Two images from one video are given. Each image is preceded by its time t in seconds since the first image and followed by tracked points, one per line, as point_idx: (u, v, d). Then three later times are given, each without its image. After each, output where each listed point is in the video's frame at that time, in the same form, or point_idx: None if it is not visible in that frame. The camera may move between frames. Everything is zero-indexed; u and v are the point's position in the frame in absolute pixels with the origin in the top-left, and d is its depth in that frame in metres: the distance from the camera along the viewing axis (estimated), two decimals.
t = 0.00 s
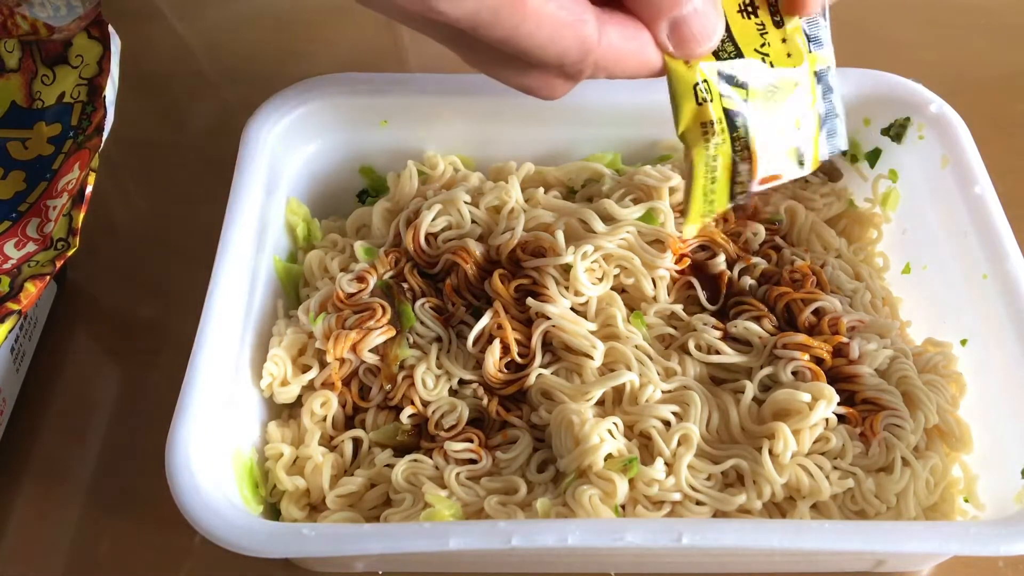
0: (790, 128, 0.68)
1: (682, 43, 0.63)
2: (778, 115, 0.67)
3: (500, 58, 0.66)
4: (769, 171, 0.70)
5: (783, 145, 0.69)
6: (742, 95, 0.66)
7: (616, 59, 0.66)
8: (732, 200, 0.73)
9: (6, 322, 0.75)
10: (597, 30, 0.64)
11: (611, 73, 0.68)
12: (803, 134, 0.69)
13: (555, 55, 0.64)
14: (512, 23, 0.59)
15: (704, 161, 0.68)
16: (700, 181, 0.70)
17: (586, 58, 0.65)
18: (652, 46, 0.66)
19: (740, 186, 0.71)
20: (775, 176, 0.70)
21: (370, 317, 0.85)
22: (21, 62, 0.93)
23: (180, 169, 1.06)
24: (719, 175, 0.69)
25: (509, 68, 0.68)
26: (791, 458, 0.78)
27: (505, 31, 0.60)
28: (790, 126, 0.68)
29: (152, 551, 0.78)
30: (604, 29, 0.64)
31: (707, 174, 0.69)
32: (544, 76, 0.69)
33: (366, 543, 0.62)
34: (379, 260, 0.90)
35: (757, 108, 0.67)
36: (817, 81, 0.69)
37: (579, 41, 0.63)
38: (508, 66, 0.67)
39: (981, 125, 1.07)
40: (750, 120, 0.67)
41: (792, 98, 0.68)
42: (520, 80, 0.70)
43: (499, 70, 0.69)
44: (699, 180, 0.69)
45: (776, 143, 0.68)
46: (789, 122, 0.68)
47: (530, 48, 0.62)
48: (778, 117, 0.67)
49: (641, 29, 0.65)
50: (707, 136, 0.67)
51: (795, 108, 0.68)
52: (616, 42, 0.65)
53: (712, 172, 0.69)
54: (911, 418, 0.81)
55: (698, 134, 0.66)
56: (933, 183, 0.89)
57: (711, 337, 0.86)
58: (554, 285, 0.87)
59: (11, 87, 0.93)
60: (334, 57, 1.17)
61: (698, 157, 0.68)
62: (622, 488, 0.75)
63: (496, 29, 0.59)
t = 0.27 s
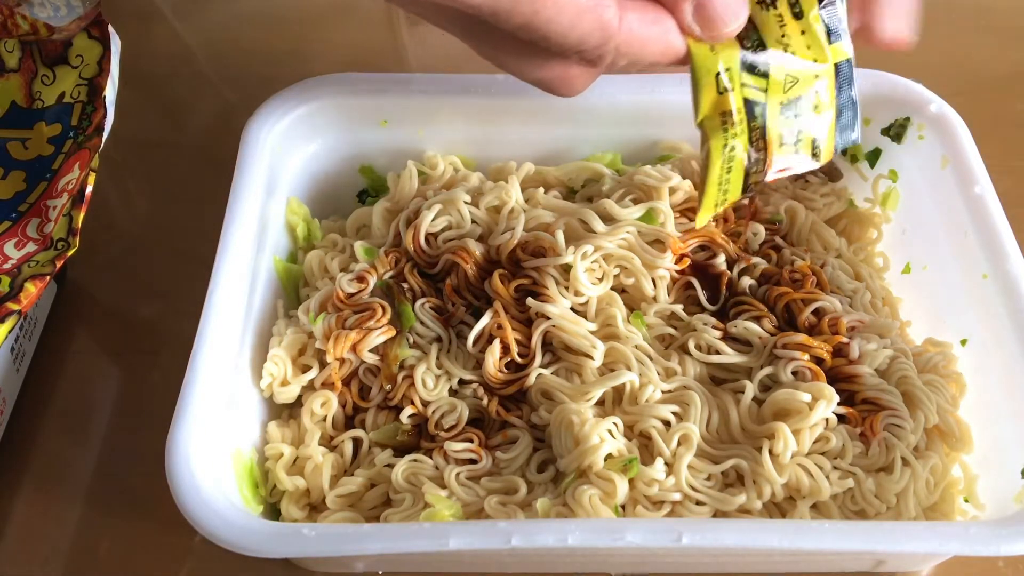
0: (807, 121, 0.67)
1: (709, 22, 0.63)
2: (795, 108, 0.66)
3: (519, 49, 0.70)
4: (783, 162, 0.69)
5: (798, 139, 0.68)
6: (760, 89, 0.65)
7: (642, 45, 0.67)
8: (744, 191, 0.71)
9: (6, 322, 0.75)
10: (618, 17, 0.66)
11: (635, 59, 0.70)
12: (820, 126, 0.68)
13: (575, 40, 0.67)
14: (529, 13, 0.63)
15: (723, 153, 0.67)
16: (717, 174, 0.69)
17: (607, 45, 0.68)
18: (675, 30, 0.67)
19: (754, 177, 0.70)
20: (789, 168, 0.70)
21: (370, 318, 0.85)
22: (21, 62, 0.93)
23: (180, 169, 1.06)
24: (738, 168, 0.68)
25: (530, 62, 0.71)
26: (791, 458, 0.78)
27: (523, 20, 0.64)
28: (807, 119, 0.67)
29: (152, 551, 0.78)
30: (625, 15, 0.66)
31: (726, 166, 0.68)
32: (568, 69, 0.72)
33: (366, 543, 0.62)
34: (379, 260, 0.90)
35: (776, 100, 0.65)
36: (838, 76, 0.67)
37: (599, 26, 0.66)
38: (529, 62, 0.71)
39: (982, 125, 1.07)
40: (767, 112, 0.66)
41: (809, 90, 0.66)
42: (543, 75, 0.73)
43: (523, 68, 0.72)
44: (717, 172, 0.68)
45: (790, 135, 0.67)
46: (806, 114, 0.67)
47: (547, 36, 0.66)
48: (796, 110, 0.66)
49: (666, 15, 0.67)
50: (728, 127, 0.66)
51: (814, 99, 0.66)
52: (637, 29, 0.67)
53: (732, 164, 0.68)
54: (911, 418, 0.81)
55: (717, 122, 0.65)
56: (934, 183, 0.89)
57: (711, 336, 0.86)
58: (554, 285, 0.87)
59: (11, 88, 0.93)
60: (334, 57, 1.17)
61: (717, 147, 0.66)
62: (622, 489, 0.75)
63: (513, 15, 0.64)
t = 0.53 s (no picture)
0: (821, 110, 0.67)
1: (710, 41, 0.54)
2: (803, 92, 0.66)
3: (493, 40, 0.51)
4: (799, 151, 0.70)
5: (813, 122, 0.68)
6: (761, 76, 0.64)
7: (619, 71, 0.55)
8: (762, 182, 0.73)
9: (6, 322, 0.75)
10: (603, 46, 0.54)
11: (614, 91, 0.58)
12: (840, 105, 0.66)
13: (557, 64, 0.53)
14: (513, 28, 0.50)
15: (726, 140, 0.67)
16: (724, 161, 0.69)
17: (588, 78, 0.55)
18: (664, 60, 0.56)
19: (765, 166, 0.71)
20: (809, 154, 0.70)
21: (370, 318, 0.85)
22: (21, 62, 0.93)
23: (180, 169, 1.06)
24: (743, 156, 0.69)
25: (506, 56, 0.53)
26: (791, 458, 0.78)
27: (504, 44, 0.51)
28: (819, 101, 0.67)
29: (152, 551, 0.78)
30: (611, 42, 0.54)
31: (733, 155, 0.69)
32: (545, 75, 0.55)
33: (366, 543, 0.62)
34: (379, 260, 0.90)
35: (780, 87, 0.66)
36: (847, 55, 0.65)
37: (582, 59, 0.53)
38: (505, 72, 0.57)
39: (982, 125, 1.07)
40: (771, 101, 0.66)
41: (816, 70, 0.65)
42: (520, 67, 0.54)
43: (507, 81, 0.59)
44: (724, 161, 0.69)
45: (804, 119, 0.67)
46: (818, 95, 0.66)
47: (527, 54, 0.52)
48: (804, 94, 0.66)
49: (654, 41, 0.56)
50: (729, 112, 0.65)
51: (825, 81, 0.66)
52: (624, 58, 0.55)
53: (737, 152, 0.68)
54: (911, 418, 0.81)
55: (722, 118, 0.65)
56: (934, 183, 0.89)
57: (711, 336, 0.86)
58: (554, 285, 0.87)
59: (11, 88, 0.93)
60: (335, 57, 1.17)
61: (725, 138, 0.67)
62: (622, 488, 0.75)
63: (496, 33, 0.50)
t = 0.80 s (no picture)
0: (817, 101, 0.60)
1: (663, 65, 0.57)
2: (794, 87, 0.60)
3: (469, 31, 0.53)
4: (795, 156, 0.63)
5: (810, 114, 0.60)
6: (740, 71, 0.60)
7: (582, 65, 0.56)
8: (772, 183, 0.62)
9: (6, 322, 0.75)
10: (571, 35, 0.54)
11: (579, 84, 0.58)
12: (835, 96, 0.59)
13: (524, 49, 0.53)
14: (482, 11, 0.50)
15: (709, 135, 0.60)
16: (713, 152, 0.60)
17: (552, 65, 0.55)
18: (627, 60, 0.57)
19: (772, 159, 0.60)
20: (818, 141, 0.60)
21: (370, 317, 0.85)
22: (21, 62, 0.93)
23: (180, 169, 1.06)
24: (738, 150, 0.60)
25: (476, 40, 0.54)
26: (791, 458, 0.78)
27: (473, 23, 0.51)
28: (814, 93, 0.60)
29: (152, 551, 0.78)
30: (579, 33, 0.54)
31: (723, 148, 0.60)
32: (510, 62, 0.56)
33: (366, 543, 0.62)
34: (379, 260, 0.90)
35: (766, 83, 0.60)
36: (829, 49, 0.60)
37: (549, 44, 0.53)
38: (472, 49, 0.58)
39: (981, 125, 1.07)
40: (759, 96, 0.60)
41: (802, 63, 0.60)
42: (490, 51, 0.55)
43: (467, 69, 0.61)
44: (713, 154, 0.60)
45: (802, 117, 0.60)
46: (812, 88, 0.60)
47: (495, 37, 0.52)
48: (796, 88, 0.60)
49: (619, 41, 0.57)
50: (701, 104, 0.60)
51: (815, 72, 0.60)
52: (590, 49, 0.55)
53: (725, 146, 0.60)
54: (911, 418, 0.81)
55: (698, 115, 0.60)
56: (934, 184, 0.89)
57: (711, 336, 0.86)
58: (554, 285, 0.87)
59: (11, 88, 0.93)
60: (335, 56, 1.17)
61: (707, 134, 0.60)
62: (622, 489, 0.75)
63: (467, 13, 0.50)
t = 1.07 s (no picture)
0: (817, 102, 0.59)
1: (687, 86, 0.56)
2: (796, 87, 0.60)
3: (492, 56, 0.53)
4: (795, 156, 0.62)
5: (812, 115, 0.59)
6: (743, 68, 0.60)
7: (609, 90, 0.55)
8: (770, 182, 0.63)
9: (6, 322, 0.75)
10: (594, 60, 0.54)
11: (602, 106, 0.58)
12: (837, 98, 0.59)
13: (546, 76, 0.53)
14: (504, 38, 0.50)
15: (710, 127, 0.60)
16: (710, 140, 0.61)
17: (576, 92, 0.55)
18: (651, 85, 0.57)
19: (772, 159, 0.61)
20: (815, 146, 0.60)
21: (370, 318, 0.85)
22: (21, 62, 0.93)
23: (180, 169, 1.06)
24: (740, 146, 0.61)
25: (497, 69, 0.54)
26: (791, 458, 0.78)
27: (498, 49, 0.51)
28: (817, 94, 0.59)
29: (151, 551, 0.78)
30: (602, 57, 0.54)
31: (723, 146, 0.61)
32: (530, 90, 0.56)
33: (366, 543, 0.62)
34: (379, 260, 0.90)
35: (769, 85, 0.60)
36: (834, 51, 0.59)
37: (571, 70, 0.53)
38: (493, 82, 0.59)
39: (981, 125, 1.07)
40: (760, 96, 0.60)
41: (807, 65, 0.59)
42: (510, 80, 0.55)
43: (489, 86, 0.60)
44: (714, 153, 0.61)
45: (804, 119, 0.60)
46: (813, 88, 0.59)
47: (517, 64, 0.53)
48: (800, 89, 0.60)
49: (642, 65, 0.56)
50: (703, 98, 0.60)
51: (818, 72, 0.59)
52: (613, 75, 0.55)
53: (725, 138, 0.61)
54: (911, 418, 0.81)
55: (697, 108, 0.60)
56: (934, 184, 0.89)
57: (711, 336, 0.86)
58: (554, 285, 0.87)
59: (12, 88, 0.93)
60: (335, 56, 1.17)
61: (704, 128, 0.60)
62: (622, 489, 0.75)
63: (492, 40, 0.50)
